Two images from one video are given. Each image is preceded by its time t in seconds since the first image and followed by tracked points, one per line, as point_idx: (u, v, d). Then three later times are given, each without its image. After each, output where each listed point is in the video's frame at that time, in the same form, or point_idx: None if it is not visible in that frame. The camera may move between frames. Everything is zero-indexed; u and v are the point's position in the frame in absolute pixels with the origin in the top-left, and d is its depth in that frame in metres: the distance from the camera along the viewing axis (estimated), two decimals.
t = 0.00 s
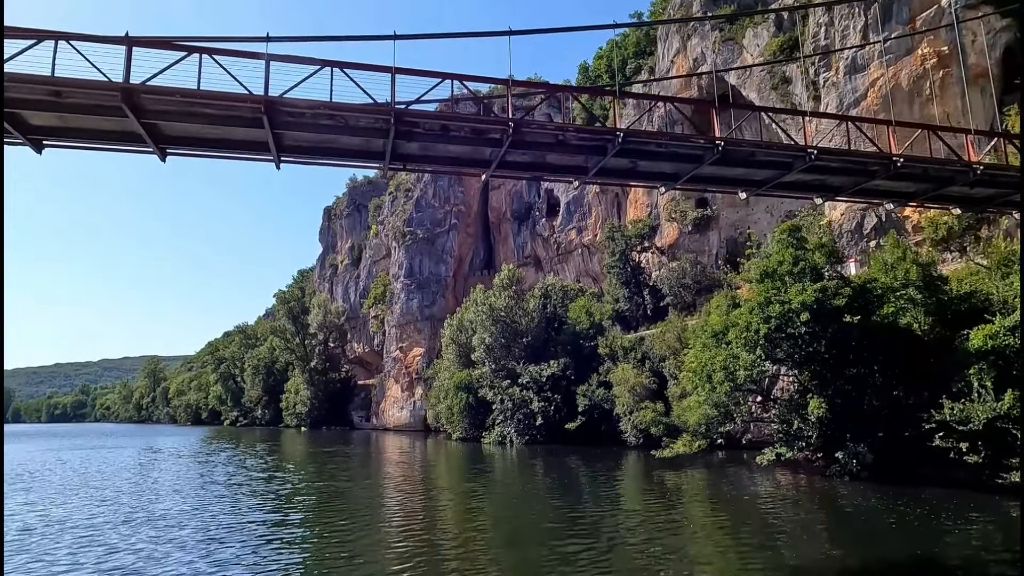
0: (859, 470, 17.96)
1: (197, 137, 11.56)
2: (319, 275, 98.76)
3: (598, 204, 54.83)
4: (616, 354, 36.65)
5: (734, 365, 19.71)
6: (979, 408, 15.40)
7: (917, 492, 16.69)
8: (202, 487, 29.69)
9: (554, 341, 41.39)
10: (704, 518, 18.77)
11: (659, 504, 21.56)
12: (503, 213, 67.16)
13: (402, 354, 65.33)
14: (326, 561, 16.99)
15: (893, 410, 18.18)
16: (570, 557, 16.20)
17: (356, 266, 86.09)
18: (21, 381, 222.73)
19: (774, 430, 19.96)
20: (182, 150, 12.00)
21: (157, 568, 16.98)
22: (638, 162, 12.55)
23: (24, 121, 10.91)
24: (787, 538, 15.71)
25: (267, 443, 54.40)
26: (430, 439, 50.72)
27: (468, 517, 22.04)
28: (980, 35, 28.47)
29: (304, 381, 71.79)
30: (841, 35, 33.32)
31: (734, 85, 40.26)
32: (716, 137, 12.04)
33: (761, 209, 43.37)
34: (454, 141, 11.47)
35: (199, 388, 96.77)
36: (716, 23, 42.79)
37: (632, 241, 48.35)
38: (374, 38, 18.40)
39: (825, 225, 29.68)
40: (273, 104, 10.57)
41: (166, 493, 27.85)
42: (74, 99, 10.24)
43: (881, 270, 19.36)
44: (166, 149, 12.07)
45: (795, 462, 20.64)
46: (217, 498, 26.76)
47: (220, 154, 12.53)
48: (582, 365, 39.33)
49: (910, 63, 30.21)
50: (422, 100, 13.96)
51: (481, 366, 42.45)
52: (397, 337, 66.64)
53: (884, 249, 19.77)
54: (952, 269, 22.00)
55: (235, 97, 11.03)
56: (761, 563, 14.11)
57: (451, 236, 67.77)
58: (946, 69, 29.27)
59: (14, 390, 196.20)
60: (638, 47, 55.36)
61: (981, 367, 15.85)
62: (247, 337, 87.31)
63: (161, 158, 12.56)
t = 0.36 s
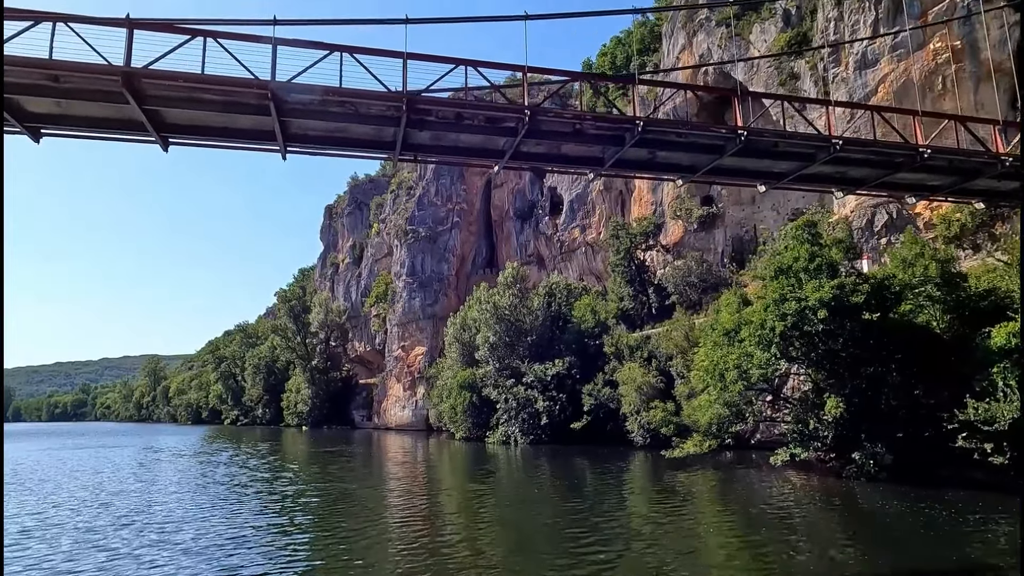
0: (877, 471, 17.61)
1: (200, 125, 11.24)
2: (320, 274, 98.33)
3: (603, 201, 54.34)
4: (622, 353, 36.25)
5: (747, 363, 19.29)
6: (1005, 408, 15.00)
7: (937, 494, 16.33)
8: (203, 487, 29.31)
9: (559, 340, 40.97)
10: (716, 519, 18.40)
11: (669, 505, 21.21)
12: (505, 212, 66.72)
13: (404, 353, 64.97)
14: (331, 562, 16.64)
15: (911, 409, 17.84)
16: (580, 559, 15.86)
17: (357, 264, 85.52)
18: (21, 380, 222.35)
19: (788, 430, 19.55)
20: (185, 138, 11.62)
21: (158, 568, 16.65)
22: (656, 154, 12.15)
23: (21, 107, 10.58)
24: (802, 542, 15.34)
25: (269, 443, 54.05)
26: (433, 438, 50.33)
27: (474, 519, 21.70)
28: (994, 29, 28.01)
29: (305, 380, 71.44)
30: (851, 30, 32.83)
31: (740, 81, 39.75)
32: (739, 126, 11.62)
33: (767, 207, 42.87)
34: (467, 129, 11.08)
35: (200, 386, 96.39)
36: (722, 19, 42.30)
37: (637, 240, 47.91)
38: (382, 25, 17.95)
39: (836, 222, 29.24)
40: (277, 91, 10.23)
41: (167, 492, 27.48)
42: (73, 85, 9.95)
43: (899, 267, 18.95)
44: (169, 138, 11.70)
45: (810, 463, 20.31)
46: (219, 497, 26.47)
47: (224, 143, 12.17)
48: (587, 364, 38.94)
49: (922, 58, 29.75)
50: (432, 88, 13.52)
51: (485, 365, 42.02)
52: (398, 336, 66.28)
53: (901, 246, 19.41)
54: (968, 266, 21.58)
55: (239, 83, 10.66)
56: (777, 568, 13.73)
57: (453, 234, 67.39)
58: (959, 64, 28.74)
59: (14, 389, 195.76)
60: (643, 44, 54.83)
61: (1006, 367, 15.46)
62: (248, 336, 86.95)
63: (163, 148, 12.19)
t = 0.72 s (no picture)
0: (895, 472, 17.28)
1: (204, 110, 10.90)
2: (321, 272, 97.95)
3: (606, 199, 53.85)
4: (628, 352, 35.88)
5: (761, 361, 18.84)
6: None
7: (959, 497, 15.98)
8: (203, 486, 28.90)
9: (563, 338, 40.56)
10: (728, 520, 18.06)
11: (678, 505, 20.86)
12: (507, 210, 66.29)
13: (406, 352, 64.57)
14: (335, 562, 16.33)
15: (928, 408, 17.53)
16: (590, 560, 15.53)
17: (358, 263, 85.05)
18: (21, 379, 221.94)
19: (802, 430, 19.14)
20: (187, 126, 11.28)
21: (159, 569, 16.24)
22: (675, 143, 11.75)
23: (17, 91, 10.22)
24: (819, 544, 14.97)
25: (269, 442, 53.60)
26: (435, 438, 49.90)
27: (479, 518, 21.37)
28: (1007, 23, 27.42)
29: (306, 379, 71.03)
30: (861, 25, 32.34)
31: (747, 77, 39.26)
32: (762, 115, 11.23)
33: (773, 204, 42.46)
34: (481, 117, 10.71)
35: (200, 385, 95.95)
36: (729, 15, 41.82)
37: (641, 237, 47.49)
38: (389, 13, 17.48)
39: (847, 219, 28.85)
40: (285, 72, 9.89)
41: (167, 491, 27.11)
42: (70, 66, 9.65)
43: (918, 264, 18.57)
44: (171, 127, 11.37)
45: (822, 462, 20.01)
46: (221, 497, 26.14)
47: (229, 131, 11.83)
48: (592, 363, 38.56)
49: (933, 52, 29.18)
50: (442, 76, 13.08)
51: (488, 364, 41.59)
52: (400, 335, 65.90)
53: (918, 242, 19.10)
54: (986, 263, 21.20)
55: (244, 67, 10.32)
56: (796, 571, 13.37)
57: (455, 233, 67.01)
58: (971, 58, 28.11)
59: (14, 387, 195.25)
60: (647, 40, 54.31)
61: None
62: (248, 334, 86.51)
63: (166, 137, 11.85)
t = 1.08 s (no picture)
0: (915, 472, 16.97)
1: (207, 96, 10.62)
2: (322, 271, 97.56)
3: (610, 197, 53.36)
4: (634, 351, 35.51)
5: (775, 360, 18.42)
6: None
7: (981, 500, 15.72)
8: (203, 485, 28.53)
9: (567, 337, 40.17)
10: (739, 521, 17.70)
11: (688, 506, 20.51)
12: (510, 208, 65.96)
13: (407, 351, 64.20)
14: (339, 563, 16.00)
15: (948, 402, 17.30)
16: (599, 562, 15.20)
17: (359, 261, 84.63)
18: (20, 378, 221.72)
19: (816, 431, 18.76)
20: (190, 113, 10.93)
21: (158, 570, 15.87)
22: (694, 134, 11.35)
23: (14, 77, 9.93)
24: (835, 547, 14.64)
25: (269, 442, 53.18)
26: (437, 437, 49.52)
27: (485, 519, 21.02)
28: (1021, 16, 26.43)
29: (306, 378, 70.63)
30: (871, 20, 31.81)
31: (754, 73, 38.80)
32: (787, 104, 10.81)
33: (780, 202, 42.07)
34: (496, 105, 10.33)
35: (200, 384, 95.55)
36: (735, 11, 41.34)
37: (646, 236, 47.10)
38: None
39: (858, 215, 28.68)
40: (295, 54, 9.57)
41: (166, 491, 26.78)
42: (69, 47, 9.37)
43: (936, 261, 18.27)
44: (173, 113, 11.02)
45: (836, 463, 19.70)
46: (221, 496, 25.81)
47: (233, 119, 11.49)
48: (597, 362, 38.18)
49: (944, 47, 28.48)
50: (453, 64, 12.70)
51: (491, 363, 41.17)
52: (401, 334, 65.50)
53: (937, 239, 18.77)
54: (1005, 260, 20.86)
55: (249, 50, 9.97)
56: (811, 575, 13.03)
57: (457, 231, 66.60)
58: (984, 53, 27.35)
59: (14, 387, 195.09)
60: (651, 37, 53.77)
61: None
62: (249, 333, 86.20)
63: (168, 125, 11.51)
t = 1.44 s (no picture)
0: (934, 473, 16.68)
1: (211, 81, 10.31)
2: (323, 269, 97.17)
3: (613, 195, 52.90)
4: (639, 350, 35.15)
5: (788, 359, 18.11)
6: None
7: (1002, 499, 15.49)
8: (204, 485, 28.17)
9: (572, 335, 39.79)
10: (750, 522, 17.40)
11: (697, 507, 20.20)
12: (512, 206, 65.57)
13: (409, 350, 63.79)
14: (342, 564, 15.66)
15: (967, 399, 17.09)
16: (609, 563, 14.90)
17: (360, 260, 84.24)
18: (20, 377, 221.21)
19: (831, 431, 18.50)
20: (193, 100, 10.60)
21: (158, 571, 15.53)
22: (715, 124, 10.99)
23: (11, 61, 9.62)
24: (851, 549, 14.33)
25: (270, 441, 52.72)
26: (439, 437, 49.09)
27: (489, 520, 20.70)
28: None
29: (307, 377, 70.16)
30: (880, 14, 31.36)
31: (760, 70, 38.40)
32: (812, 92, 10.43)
33: (786, 200, 41.66)
34: (511, 91, 9.99)
35: (200, 383, 95.05)
36: (741, 7, 40.94)
37: (650, 234, 46.73)
38: None
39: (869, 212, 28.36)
40: (305, 37, 9.28)
41: (167, 490, 26.48)
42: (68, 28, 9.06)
43: (955, 258, 18.05)
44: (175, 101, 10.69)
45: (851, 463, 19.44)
46: (221, 496, 25.48)
47: (237, 107, 11.17)
48: (601, 361, 37.78)
49: (956, 42, 27.84)
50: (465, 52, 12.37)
51: (495, 362, 40.77)
52: (403, 333, 65.08)
53: (955, 235, 18.53)
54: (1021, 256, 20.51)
55: (255, 33, 9.65)
56: None
57: (459, 229, 66.21)
58: (996, 47, 26.79)
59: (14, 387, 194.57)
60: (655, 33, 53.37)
61: None
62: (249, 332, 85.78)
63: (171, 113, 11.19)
